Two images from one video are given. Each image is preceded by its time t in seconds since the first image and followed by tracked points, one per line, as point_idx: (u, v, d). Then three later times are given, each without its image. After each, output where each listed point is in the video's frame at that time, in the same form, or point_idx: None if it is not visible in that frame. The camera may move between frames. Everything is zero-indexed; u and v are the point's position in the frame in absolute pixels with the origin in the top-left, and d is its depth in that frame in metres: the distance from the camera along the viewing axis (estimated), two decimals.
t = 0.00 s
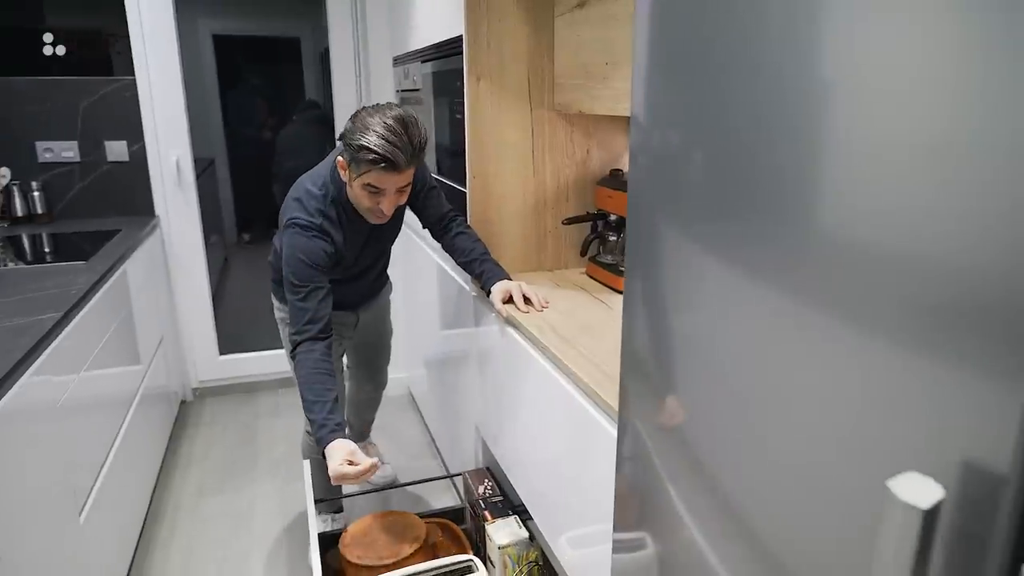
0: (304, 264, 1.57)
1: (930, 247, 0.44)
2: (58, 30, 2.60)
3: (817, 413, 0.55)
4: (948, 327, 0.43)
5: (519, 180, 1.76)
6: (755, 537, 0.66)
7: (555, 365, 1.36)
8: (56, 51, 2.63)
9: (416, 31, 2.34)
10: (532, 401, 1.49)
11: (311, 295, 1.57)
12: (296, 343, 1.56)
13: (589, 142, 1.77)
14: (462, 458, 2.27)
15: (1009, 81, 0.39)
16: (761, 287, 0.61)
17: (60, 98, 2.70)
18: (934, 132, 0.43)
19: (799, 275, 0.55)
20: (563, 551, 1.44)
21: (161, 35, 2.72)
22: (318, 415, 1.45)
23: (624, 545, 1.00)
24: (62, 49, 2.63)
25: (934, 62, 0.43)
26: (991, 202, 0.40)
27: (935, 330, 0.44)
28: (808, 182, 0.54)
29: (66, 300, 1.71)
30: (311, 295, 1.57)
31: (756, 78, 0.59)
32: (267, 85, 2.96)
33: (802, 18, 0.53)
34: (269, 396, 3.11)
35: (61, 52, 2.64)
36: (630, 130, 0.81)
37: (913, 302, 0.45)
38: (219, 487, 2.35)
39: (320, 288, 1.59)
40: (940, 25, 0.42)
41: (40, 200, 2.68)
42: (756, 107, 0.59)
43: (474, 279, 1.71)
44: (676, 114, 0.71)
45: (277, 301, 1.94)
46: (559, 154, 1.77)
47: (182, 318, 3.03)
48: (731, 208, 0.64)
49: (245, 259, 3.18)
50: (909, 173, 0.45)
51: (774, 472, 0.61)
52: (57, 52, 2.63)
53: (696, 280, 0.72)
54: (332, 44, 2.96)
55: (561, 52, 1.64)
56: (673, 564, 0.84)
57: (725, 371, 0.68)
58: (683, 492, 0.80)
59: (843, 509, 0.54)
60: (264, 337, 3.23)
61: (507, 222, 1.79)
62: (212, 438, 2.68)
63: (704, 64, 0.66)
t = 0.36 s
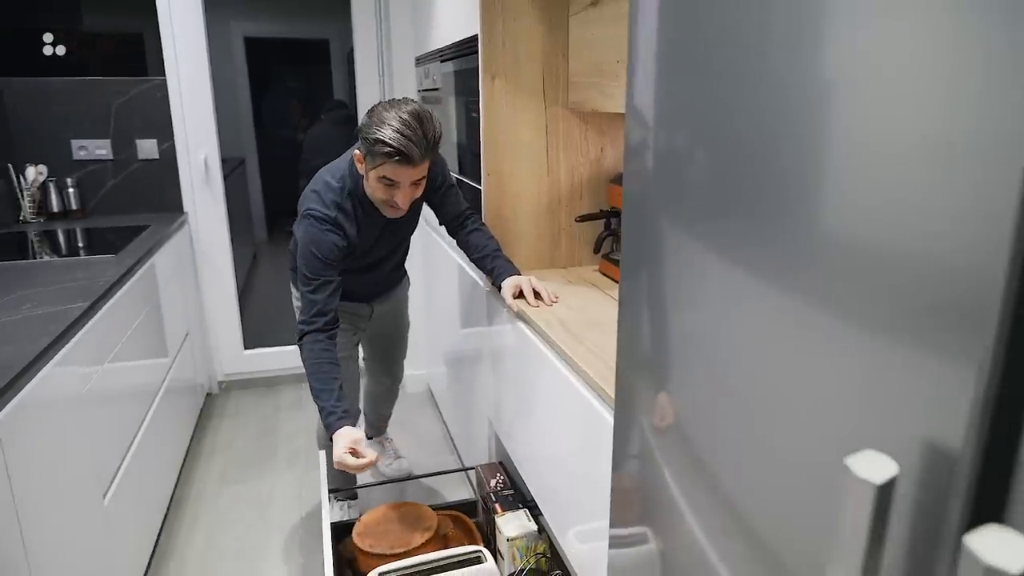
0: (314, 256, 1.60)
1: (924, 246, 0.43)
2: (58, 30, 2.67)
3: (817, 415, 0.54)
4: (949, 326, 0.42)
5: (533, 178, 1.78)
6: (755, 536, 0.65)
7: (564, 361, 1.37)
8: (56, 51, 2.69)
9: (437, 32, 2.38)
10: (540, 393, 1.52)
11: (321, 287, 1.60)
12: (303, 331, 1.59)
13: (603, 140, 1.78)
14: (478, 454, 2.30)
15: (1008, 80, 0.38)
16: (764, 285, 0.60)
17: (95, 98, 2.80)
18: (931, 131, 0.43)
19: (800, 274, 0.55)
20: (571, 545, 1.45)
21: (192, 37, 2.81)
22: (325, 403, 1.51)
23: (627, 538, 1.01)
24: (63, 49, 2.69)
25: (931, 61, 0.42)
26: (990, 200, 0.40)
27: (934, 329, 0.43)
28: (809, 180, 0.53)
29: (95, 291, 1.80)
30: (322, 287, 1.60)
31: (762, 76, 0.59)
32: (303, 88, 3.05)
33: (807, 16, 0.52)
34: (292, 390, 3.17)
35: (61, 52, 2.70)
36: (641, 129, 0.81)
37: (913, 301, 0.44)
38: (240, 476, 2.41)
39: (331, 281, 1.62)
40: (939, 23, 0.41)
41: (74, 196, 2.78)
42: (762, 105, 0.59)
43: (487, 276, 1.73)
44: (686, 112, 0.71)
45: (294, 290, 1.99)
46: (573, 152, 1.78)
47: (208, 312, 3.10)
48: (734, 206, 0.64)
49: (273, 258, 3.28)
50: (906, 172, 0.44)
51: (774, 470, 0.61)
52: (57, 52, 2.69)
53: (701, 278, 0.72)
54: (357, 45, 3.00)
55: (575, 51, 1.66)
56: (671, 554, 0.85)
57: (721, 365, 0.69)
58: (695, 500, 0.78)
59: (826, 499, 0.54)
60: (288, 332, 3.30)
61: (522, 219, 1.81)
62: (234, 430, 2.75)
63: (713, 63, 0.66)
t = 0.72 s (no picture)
0: (359, 276, 1.62)
1: (921, 244, 0.43)
2: (58, 31, 2.72)
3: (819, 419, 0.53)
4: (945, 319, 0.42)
5: (553, 178, 1.82)
6: (758, 535, 0.65)
7: (580, 363, 1.39)
8: (56, 50, 2.74)
9: (463, 36, 2.43)
10: (555, 391, 1.55)
11: (366, 308, 1.61)
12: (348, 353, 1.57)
13: (623, 142, 1.81)
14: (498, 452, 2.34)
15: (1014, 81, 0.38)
16: (772, 287, 0.59)
17: (135, 100, 2.91)
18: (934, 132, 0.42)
19: (807, 275, 0.53)
20: (585, 541, 1.48)
21: (229, 41, 2.91)
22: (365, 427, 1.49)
23: (630, 531, 1.04)
24: (61, 48, 2.74)
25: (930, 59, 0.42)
26: (971, 199, 0.40)
27: (919, 326, 0.43)
28: (813, 180, 0.52)
29: (134, 283, 1.90)
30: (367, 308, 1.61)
31: (769, 78, 0.58)
32: (334, 92, 3.11)
33: (797, 18, 0.54)
34: (320, 386, 3.25)
35: (61, 52, 2.75)
36: (652, 132, 0.82)
37: (915, 300, 0.44)
38: (267, 466, 2.50)
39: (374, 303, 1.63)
40: (941, 24, 0.41)
41: (115, 195, 2.91)
42: (768, 106, 0.58)
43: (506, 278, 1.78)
44: (699, 115, 0.71)
45: (323, 307, 2.03)
46: (593, 154, 1.81)
47: (240, 308, 3.20)
48: (744, 209, 0.63)
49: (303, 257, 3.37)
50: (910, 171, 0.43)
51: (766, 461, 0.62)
52: (56, 52, 2.74)
53: (710, 277, 0.71)
54: (386, 49, 3.07)
55: (595, 54, 1.69)
56: (671, 544, 0.87)
57: (717, 359, 0.71)
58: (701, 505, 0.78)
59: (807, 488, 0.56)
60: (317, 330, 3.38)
61: (541, 220, 1.84)
62: (262, 423, 2.84)
63: (725, 62, 0.65)
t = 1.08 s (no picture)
0: (414, 279, 1.67)
1: (891, 242, 0.47)
2: (58, 31, 2.67)
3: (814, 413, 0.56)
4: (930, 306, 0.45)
5: (575, 186, 1.87)
6: (750, 519, 0.69)
7: (596, 363, 1.44)
8: (56, 52, 2.68)
9: (492, 47, 2.50)
10: (574, 389, 1.60)
11: (425, 307, 1.67)
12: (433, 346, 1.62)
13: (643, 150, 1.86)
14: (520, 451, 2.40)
15: (1011, 78, 0.40)
16: (775, 290, 0.61)
17: (178, 108, 3.04)
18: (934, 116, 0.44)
19: (786, 273, 0.59)
20: (601, 538, 1.52)
21: (268, 52, 3.03)
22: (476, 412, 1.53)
23: (636, 520, 1.09)
24: (61, 49, 2.68)
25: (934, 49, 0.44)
26: (917, 207, 0.45)
27: (879, 319, 0.49)
28: (802, 184, 0.57)
29: (176, 282, 2.01)
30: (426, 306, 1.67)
31: (779, 86, 0.60)
32: (374, 98, 3.22)
33: (783, 41, 0.59)
34: (350, 386, 3.35)
35: (61, 52, 2.69)
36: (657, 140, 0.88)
37: (902, 291, 0.47)
38: (298, 461, 2.59)
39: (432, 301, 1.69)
40: (944, 16, 0.43)
41: (159, 199, 3.04)
42: (776, 110, 0.60)
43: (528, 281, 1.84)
44: (710, 125, 0.73)
45: (352, 308, 2.08)
46: (614, 161, 1.87)
47: (276, 309, 3.31)
48: (751, 215, 0.65)
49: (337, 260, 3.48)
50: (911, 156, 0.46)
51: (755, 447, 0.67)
52: (56, 53, 2.68)
53: (719, 282, 0.73)
54: (419, 59, 3.17)
55: (617, 65, 1.74)
56: (674, 530, 0.92)
57: (716, 357, 0.75)
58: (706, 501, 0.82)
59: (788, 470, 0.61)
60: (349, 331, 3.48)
61: (564, 225, 1.90)
62: (294, 420, 2.94)
63: (736, 69, 0.68)
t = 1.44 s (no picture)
0: (433, 275, 1.75)
1: (860, 247, 0.53)
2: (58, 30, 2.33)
3: (819, 411, 0.58)
4: (912, 303, 0.49)
5: (601, 195, 1.93)
6: (748, 503, 0.75)
7: (617, 365, 1.49)
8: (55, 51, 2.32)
9: (523, 59, 2.58)
10: (595, 389, 1.65)
11: (445, 302, 1.75)
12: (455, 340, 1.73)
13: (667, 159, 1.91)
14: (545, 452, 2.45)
15: (1010, 80, 0.42)
16: (768, 291, 0.67)
17: (222, 118, 3.18)
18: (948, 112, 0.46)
19: (777, 276, 0.65)
20: (620, 536, 1.56)
21: (308, 63, 3.16)
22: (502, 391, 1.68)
23: (651, 514, 1.14)
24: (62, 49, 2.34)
25: (950, 45, 0.45)
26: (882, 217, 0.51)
27: (850, 317, 0.54)
28: (788, 196, 0.63)
29: (220, 283, 2.12)
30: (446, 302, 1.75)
31: (798, 91, 0.62)
32: (410, 106, 3.32)
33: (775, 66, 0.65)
34: (382, 387, 3.44)
35: (62, 52, 2.35)
36: (668, 153, 0.94)
37: (870, 291, 0.52)
38: (332, 458, 2.67)
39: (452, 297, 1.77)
40: (905, 48, 0.49)
41: (203, 204, 3.17)
42: (770, 128, 0.66)
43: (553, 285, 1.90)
44: (723, 136, 0.77)
45: (391, 302, 2.17)
46: (638, 171, 1.92)
47: (311, 311, 3.42)
48: (760, 224, 0.68)
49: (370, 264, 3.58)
50: (931, 149, 0.47)
51: (751, 437, 0.73)
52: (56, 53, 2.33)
53: (735, 287, 0.75)
54: (453, 69, 3.26)
55: (642, 77, 1.80)
56: (683, 518, 0.98)
57: (720, 354, 0.80)
58: (723, 510, 0.83)
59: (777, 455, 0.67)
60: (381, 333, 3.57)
61: (590, 233, 1.95)
62: (328, 419, 3.03)
63: (737, 89, 0.74)
